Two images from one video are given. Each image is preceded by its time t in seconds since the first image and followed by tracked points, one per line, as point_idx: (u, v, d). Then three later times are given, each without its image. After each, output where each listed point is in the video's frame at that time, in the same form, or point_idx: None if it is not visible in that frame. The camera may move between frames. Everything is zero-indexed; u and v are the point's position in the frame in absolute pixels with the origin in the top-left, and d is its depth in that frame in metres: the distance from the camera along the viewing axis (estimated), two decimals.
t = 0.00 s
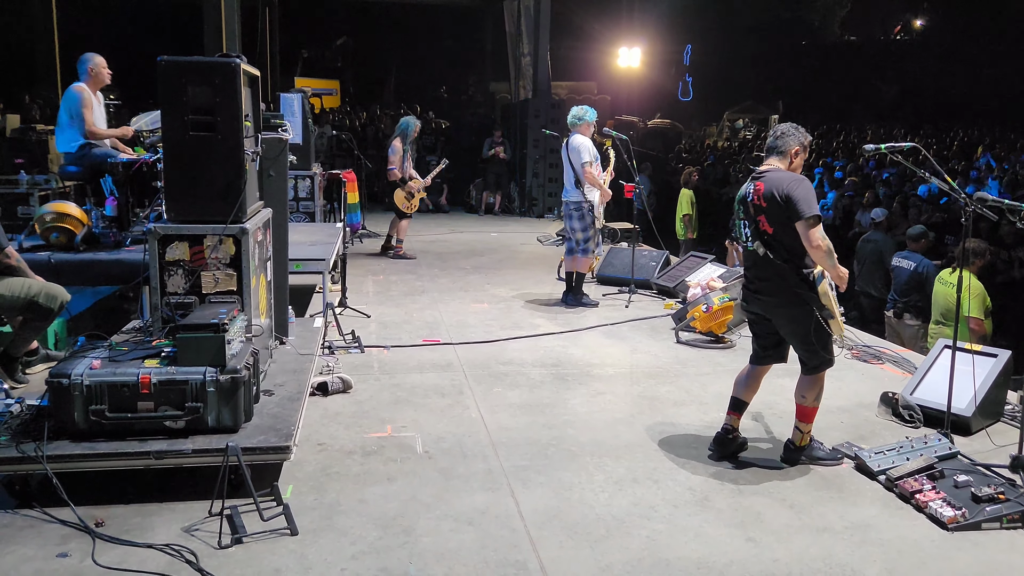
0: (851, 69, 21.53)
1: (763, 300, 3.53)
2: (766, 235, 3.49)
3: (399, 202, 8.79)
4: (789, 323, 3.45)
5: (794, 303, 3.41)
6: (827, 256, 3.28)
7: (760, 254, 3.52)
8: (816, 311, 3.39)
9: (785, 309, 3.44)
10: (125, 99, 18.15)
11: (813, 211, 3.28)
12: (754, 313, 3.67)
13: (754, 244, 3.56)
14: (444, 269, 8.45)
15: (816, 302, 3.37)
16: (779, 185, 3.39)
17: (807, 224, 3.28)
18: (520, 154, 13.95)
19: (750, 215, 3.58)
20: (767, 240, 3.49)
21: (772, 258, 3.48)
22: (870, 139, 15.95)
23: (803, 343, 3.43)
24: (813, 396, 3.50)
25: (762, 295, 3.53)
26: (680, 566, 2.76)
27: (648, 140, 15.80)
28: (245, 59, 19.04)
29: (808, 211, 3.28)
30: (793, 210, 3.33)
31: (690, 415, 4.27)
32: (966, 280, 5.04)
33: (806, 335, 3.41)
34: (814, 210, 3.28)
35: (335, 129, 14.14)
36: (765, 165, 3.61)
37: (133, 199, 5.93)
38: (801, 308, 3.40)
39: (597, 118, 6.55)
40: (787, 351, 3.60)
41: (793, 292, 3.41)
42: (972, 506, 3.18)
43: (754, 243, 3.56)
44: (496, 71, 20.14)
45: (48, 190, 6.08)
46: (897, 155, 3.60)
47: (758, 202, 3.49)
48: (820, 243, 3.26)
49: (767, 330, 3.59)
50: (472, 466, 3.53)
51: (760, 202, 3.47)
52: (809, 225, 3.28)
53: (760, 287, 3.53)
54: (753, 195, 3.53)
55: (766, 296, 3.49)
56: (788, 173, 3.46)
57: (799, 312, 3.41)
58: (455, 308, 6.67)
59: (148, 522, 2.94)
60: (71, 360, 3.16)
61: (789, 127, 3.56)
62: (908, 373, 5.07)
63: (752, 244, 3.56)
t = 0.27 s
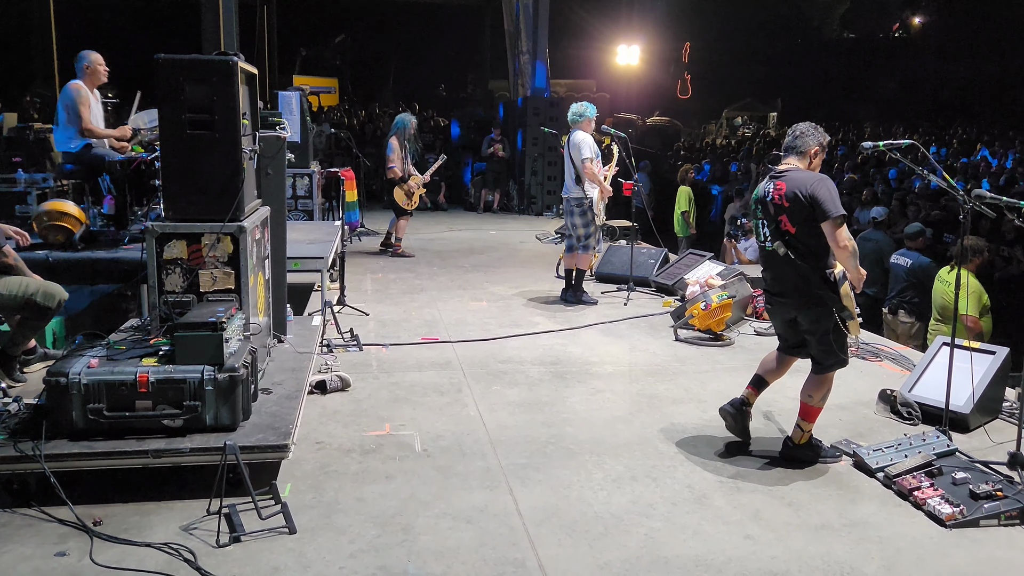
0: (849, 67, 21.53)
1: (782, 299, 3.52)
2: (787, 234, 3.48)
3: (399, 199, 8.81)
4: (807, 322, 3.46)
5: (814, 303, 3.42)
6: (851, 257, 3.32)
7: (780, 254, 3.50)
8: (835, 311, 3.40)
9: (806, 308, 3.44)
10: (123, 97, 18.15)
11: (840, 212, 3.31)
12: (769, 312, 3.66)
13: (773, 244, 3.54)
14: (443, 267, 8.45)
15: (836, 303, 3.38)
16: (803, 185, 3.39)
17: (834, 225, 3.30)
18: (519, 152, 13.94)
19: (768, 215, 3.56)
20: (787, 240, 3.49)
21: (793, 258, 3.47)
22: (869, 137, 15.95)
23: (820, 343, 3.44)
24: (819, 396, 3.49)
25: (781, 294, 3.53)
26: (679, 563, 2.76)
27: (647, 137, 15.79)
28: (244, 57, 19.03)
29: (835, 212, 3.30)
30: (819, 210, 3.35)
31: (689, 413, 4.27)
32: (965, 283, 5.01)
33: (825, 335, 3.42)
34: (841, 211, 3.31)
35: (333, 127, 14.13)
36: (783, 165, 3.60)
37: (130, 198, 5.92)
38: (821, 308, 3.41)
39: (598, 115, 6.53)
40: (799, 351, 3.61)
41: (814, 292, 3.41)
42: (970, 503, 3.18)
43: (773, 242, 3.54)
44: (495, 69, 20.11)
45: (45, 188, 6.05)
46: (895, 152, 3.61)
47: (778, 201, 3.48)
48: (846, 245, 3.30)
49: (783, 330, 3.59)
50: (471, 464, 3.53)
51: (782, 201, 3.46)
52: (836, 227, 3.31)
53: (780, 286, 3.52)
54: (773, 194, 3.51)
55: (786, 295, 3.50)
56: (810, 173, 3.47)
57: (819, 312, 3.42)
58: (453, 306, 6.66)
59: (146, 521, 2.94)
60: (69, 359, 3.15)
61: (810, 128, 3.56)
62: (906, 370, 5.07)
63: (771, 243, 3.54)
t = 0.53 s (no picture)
0: (848, 66, 21.55)
1: (790, 299, 3.53)
2: (795, 236, 3.48)
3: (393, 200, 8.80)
4: (814, 323, 3.47)
5: (821, 305, 3.43)
6: (861, 260, 3.31)
7: (789, 256, 3.49)
8: (843, 313, 3.40)
9: (814, 309, 3.45)
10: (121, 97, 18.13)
11: (849, 214, 3.30)
12: (775, 313, 3.67)
13: (781, 245, 3.53)
14: (442, 266, 8.45)
15: (844, 305, 3.39)
16: (811, 187, 3.38)
17: (843, 227, 3.30)
18: (518, 151, 13.94)
19: (775, 217, 3.55)
20: (795, 242, 3.48)
21: (801, 260, 3.46)
22: (869, 136, 15.95)
23: (826, 344, 3.45)
24: (823, 397, 3.51)
25: (789, 295, 3.53)
26: (678, 561, 2.77)
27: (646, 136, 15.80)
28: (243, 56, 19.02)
29: (843, 214, 3.30)
30: (828, 213, 3.34)
31: (688, 411, 4.27)
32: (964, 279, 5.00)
33: (832, 335, 3.43)
34: (849, 214, 3.30)
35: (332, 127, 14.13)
36: (789, 166, 3.59)
37: (130, 197, 5.91)
38: (829, 309, 3.42)
39: (600, 115, 6.54)
40: (805, 352, 3.63)
41: (822, 293, 3.41)
42: (969, 501, 3.18)
43: (780, 244, 3.53)
44: (494, 68, 20.10)
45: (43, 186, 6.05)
46: (894, 152, 3.61)
47: (786, 203, 3.47)
48: (855, 246, 3.28)
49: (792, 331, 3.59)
50: (470, 463, 3.54)
51: (790, 203, 3.45)
52: (844, 228, 3.30)
53: (789, 287, 3.52)
54: (780, 195, 3.51)
55: (794, 296, 3.50)
56: (817, 175, 3.46)
57: (827, 314, 3.43)
58: (452, 305, 6.66)
59: (145, 520, 2.94)
60: (68, 358, 3.15)
61: (816, 131, 3.57)
62: (905, 369, 5.07)
63: (778, 246, 3.53)
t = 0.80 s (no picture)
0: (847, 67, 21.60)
1: (792, 300, 3.54)
2: (797, 238, 3.49)
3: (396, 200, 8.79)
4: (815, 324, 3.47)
5: (822, 305, 3.43)
6: (863, 261, 3.31)
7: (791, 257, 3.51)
8: (844, 313, 3.40)
9: (814, 310, 3.45)
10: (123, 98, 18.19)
11: (850, 216, 3.30)
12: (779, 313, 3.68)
13: (784, 246, 3.55)
14: (442, 267, 8.45)
15: (844, 306, 3.39)
16: (813, 188, 3.39)
17: (843, 228, 3.30)
18: (518, 152, 13.94)
19: (778, 219, 3.57)
20: (797, 243, 3.50)
21: (803, 261, 3.48)
22: (869, 138, 15.95)
23: (827, 344, 3.44)
24: (823, 398, 3.50)
25: (791, 296, 3.54)
26: (678, 562, 2.77)
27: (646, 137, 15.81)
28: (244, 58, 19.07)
29: (844, 215, 3.30)
30: (829, 214, 3.34)
31: (688, 412, 4.28)
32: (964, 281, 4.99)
33: (832, 336, 3.42)
34: (850, 215, 3.30)
35: (332, 128, 14.13)
36: (793, 167, 3.60)
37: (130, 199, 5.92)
38: (829, 310, 3.41)
39: (601, 116, 6.56)
40: (808, 352, 3.63)
41: (823, 294, 3.42)
42: (969, 502, 3.19)
43: (783, 245, 3.55)
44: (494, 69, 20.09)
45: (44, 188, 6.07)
46: (893, 153, 3.60)
47: (788, 205, 3.49)
48: (855, 248, 3.28)
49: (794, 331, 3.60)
50: (470, 464, 3.54)
51: (792, 204, 3.46)
52: (845, 230, 3.30)
53: (791, 288, 3.53)
54: (783, 197, 3.52)
55: (796, 297, 3.51)
56: (821, 176, 3.46)
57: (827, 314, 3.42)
58: (453, 306, 6.67)
59: (145, 521, 2.95)
60: (69, 359, 3.15)
61: (819, 128, 3.55)
62: (905, 370, 5.08)
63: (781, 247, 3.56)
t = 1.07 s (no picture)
0: (847, 69, 21.58)
1: (792, 298, 3.56)
2: (799, 237, 3.50)
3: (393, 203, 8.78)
4: (813, 323, 3.48)
5: (820, 304, 3.44)
6: (864, 264, 3.30)
7: (791, 255, 3.53)
8: (841, 314, 3.41)
9: (812, 309, 3.47)
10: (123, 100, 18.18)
11: (851, 218, 3.29)
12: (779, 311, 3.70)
13: (787, 245, 3.57)
14: (442, 269, 8.46)
15: (842, 307, 3.40)
16: (816, 189, 3.39)
17: (844, 230, 3.29)
18: (518, 154, 13.95)
19: (783, 217, 3.58)
20: (799, 242, 3.51)
21: (803, 260, 3.50)
22: (869, 140, 15.95)
23: (822, 344, 3.46)
24: (820, 399, 3.51)
25: (791, 294, 3.56)
26: (678, 564, 2.77)
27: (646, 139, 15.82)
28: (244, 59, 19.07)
29: (846, 218, 3.29)
30: (830, 215, 3.34)
31: (688, 414, 4.28)
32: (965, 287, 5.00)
33: (828, 336, 3.44)
34: (852, 217, 3.29)
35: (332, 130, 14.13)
36: (799, 166, 3.59)
37: (130, 201, 5.93)
38: (827, 310, 3.43)
39: (601, 117, 6.58)
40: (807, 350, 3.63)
41: (821, 294, 3.43)
42: (968, 503, 3.19)
43: (786, 244, 3.57)
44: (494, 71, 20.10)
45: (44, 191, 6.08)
46: (894, 155, 3.59)
47: (791, 204, 3.50)
48: (856, 250, 3.28)
49: (793, 330, 3.62)
50: (471, 466, 3.55)
51: (795, 204, 3.47)
52: (845, 232, 3.29)
53: (791, 286, 3.56)
54: (787, 196, 3.53)
55: (796, 295, 3.53)
56: (826, 176, 3.45)
57: (825, 314, 3.44)
58: (453, 309, 6.67)
59: (146, 523, 2.95)
60: (70, 361, 3.16)
61: (828, 125, 3.52)
62: (905, 372, 5.08)
63: (784, 246, 3.58)
